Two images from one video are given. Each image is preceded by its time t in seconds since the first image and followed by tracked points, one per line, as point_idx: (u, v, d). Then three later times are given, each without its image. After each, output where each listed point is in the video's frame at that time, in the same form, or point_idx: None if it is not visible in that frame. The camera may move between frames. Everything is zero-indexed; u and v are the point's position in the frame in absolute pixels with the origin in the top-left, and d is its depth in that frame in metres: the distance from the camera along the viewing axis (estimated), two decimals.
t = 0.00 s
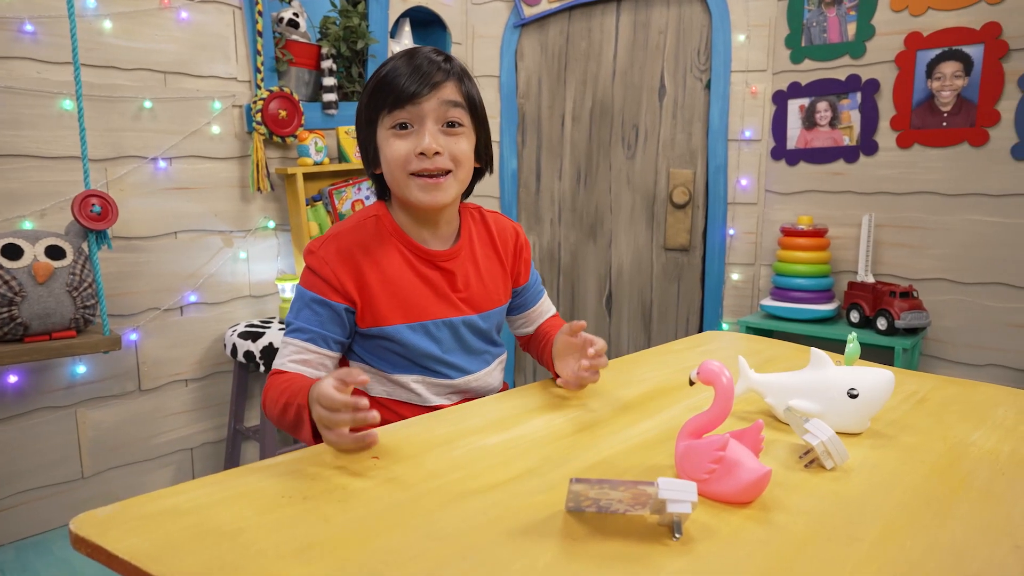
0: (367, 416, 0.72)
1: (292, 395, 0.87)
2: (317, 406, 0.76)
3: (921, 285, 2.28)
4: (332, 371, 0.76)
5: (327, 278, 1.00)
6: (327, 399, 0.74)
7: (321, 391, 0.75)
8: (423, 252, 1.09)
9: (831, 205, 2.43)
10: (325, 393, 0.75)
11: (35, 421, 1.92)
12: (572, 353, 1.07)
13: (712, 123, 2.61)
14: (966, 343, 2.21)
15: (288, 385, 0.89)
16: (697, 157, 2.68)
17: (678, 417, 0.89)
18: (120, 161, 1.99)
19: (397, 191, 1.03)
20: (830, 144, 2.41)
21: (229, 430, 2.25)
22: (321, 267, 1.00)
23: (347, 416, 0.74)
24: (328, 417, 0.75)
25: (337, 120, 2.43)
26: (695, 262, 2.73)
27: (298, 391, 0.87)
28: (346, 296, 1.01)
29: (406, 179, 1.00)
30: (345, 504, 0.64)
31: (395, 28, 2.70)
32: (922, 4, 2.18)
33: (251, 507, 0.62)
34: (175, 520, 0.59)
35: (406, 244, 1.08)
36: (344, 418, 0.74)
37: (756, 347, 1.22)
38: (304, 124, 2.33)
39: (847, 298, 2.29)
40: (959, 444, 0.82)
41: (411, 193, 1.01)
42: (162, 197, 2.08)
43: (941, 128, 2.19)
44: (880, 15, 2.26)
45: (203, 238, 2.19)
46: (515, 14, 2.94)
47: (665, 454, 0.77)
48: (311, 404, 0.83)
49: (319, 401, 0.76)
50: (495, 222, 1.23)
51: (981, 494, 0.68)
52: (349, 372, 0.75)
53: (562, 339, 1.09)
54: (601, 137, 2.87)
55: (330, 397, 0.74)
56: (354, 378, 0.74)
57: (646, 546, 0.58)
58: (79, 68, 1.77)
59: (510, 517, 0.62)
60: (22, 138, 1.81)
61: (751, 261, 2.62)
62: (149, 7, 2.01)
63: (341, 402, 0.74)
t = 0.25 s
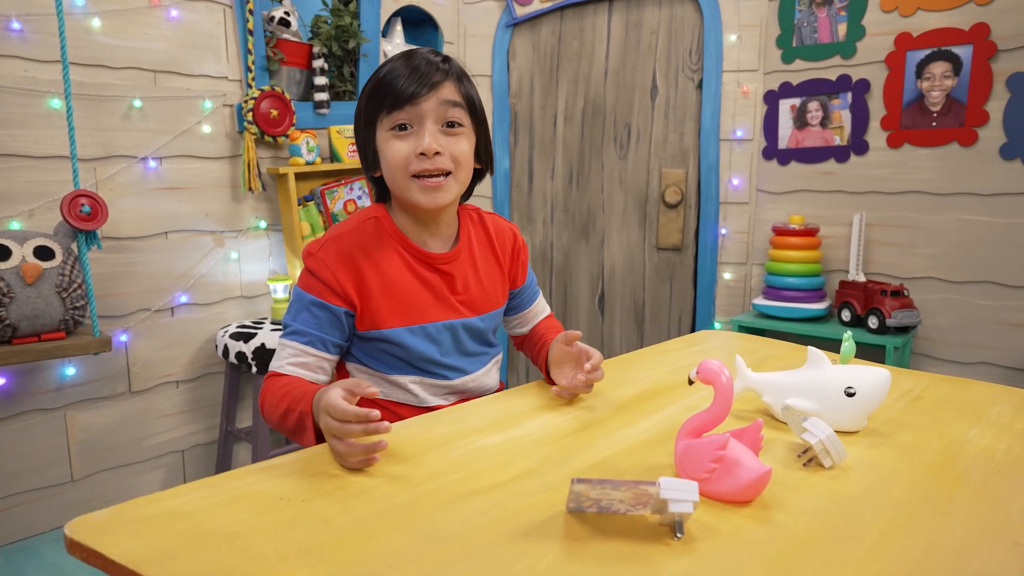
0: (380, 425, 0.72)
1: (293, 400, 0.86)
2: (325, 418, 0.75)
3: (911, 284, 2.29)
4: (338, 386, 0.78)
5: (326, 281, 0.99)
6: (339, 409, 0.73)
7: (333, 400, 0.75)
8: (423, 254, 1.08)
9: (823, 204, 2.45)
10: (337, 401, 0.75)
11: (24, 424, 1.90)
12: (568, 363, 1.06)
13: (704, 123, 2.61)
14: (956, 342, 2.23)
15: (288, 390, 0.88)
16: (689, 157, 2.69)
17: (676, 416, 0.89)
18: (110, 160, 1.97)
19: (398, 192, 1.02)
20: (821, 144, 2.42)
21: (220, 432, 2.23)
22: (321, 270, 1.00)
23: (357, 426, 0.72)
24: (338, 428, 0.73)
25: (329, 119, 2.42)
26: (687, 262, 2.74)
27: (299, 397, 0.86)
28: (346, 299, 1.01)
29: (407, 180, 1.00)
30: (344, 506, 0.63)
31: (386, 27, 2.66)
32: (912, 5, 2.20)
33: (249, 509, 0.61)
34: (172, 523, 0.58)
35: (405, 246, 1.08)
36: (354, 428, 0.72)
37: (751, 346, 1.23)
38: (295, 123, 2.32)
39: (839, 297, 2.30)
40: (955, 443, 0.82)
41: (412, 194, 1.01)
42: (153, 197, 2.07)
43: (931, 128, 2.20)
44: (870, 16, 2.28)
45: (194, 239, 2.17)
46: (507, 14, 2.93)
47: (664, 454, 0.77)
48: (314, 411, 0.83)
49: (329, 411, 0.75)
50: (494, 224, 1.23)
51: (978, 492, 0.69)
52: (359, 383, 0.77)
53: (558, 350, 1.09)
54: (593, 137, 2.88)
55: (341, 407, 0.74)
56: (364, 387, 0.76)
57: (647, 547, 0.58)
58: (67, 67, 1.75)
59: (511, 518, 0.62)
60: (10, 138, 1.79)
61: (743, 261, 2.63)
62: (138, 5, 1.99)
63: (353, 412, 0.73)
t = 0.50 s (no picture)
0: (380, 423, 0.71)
1: (290, 400, 0.86)
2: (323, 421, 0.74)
3: (903, 283, 2.31)
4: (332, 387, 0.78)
5: (325, 278, 0.99)
6: (336, 411, 0.73)
7: (331, 403, 0.75)
8: (423, 250, 1.08)
9: (815, 204, 2.46)
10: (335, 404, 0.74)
11: (13, 426, 1.88)
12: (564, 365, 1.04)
13: (697, 122, 2.62)
14: (948, 340, 2.24)
15: (286, 389, 0.88)
16: (682, 157, 2.69)
17: (675, 415, 0.89)
18: (101, 160, 1.96)
19: (396, 190, 1.02)
20: (814, 144, 2.43)
21: (213, 433, 2.21)
22: (319, 268, 0.99)
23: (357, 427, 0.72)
24: (336, 430, 0.72)
25: (322, 118, 2.40)
26: (681, 261, 2.74)
27: (297, 396, 0.86)
28: (345, 296, 1.00)
29: (405, 178, 0.99)
30: (344, 507, 0.63)
31: (379, 26, 2.64)
32: (903, 5, 2.21)
33: (248, 511, 0.61)
34: (171, 525, 0.58)
35: (404, 242, 1.07)
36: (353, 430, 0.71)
37: (748, 345, 1.23)
38: (288, 123, 2.31)
39: (832, 296, 2.31)
40: (953, 441, 0.82)
41: (410, 191, 1.00)
42: (144, 197, 2.05)
43: (922, 128, 2.22)
44: (862, 16, 2.29)
45: (186, 239, 2.16)
46: (500, 13, 2.92)
47: (665, 453, 0.77)
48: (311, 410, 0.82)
49: (326, 414, 0.74)
50: (493, 222, 1.23)
51: (977, 489, 0.69)
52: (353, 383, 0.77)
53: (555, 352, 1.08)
54: (587, 136, 2.88)
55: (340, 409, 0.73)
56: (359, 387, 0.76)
57: (650, 546, 0.57)
58: (58, 65, 1.74)
59: (513, 519, 0.61)
60: None
61: (737, 260, 2.64)
62: (129, 3, 1.97)
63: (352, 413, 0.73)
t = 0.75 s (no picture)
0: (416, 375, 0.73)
1: (302, 387, 0.88)
2: (364, 384, 0.78)
3: (894, 282, 2.32)
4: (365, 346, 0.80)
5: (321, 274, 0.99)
6: (379, 368, 0.76)
7: (365, 365, 0.77)
8: (417, 243, 1.08)
9: (807, 204, 2.47)
10: (370, 366, 0.77)
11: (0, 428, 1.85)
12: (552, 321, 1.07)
13: (689, 122, 2.62)
14: (938, 339, 2.25)
15: (295, 379, 0.90)
16: (674, 156, 2.69)
17: (672, 413, 0.89)
18: (89, 158, 1.94)
19: (393, 191, 1.02)
20: (805, 143, 2.44)
21: (204, 434, 2.20)
22: (315, 264, 0.99)
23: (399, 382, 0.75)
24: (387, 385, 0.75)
25: (313, 117, 2.39)
26: (673, 260, 2.74)
27: (308, 382, 0.88)
28: (340, 291, 1.00)
29: (402, 182, 0.99)
30: (342, 508, 0.62)
31: (371, 25, 2.63)
32: (894, 6, 2.22)
33: (244, 512, 0.60)
34: (166, 527, 0.57)
35: (399, 236, 1.07)
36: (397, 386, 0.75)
37: (743, 343, 1.23)
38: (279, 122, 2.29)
39: (823, 295, 2.32)
40: (949, 438, 0.83)
41: (406, 195, 1.00)
42: (133, 196, 2.03)
43: (913, 128, 2.23)
44: (853, 16, 2.30)
45: (176, 238, 2.14)
46: (493, 12, 2.91)
47: (663, 451, 0.77)
48: (329, 391, 0.85)
49: (365, 376, 0.77)
50: (486, 214, 1.23)
51: (974, 486, 0.69)
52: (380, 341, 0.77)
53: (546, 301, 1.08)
54: (579, 136, 2.88)
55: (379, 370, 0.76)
56: (385, 344, 0.76)
57: (651, 545, 0.57)
58: (45, 63, 1.72)
59: (512, 518, 0.61)
60: None
61: (729, 259, 2.65)
62: None
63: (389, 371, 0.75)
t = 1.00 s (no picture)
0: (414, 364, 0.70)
1: (296, 381, 0.87)
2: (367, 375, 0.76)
3: (885, 280, 2.33)
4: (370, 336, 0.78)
5: (316, 276, 0.99)
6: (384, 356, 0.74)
7: (368, 356, 0.76)
8: (413, 248, 1.07)
9: (799, 203, 2.48)
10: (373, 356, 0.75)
11: None
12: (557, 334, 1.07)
13: (681, 122, 2.63)
14: (929, 337, 2.27)
15: (290, 376, 0.89)
16: (667, 156, 2.70)
17: (669, 412, 0.89)
18: (78, 158, 1.92)
19: (388, 189, 1.02)
20: (797, 143, 2.45)
21: (196, 436, 2.18)
22: (310, 265, 0.99)
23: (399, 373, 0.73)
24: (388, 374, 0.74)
25: (305, 117, 2.38)
26: (666, 260, 2.75)
27: (303, 376, 0.87)
28: (334, 294, 1.00)
29: (396, 178, 0.99)
30: (340, 509, 0.61)
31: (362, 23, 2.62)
32: (884, 6, 2.23)
33: (240, 514, 0.59)
34: (161, 529, 0.56)
35: (394, 240, 1.07)
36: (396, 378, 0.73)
37: (737, 341, 1.23)
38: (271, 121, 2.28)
39: (815, 294, 2.33)
40: (945, 435, 0.83)
41: (401, 191, 1.00)
42: (123, 196, 2.01)
43: (903, 127, 2.24)
44: (844, 16, 2.31)
45: (167, 238, 2.12)
46: (484, 11, 2.91)
47: (660, 450, 0.76)
48: (325, 382, 0.84)
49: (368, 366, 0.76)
50: (483, 216, 1.22)
51: (971, 483, 0.69)
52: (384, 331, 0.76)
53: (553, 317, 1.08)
54: (571, 135, 2.88)
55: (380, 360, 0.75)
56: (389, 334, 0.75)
57: (651, 544, 0.57)
58: (33, 62, 1.70)
59: (512, 518, 0.61)
60: None
61: (721, 259, 2.65)
62: None
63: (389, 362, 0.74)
